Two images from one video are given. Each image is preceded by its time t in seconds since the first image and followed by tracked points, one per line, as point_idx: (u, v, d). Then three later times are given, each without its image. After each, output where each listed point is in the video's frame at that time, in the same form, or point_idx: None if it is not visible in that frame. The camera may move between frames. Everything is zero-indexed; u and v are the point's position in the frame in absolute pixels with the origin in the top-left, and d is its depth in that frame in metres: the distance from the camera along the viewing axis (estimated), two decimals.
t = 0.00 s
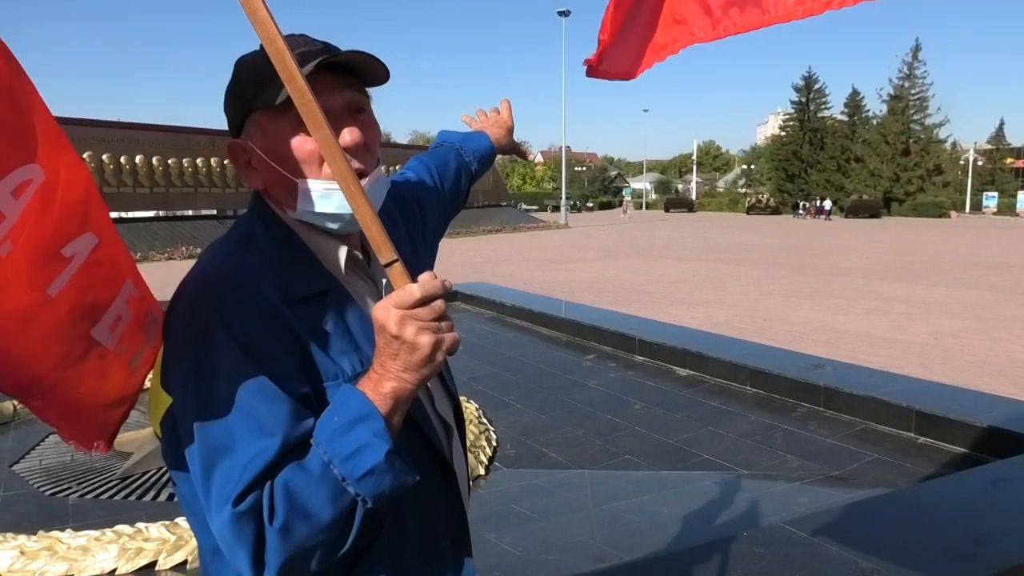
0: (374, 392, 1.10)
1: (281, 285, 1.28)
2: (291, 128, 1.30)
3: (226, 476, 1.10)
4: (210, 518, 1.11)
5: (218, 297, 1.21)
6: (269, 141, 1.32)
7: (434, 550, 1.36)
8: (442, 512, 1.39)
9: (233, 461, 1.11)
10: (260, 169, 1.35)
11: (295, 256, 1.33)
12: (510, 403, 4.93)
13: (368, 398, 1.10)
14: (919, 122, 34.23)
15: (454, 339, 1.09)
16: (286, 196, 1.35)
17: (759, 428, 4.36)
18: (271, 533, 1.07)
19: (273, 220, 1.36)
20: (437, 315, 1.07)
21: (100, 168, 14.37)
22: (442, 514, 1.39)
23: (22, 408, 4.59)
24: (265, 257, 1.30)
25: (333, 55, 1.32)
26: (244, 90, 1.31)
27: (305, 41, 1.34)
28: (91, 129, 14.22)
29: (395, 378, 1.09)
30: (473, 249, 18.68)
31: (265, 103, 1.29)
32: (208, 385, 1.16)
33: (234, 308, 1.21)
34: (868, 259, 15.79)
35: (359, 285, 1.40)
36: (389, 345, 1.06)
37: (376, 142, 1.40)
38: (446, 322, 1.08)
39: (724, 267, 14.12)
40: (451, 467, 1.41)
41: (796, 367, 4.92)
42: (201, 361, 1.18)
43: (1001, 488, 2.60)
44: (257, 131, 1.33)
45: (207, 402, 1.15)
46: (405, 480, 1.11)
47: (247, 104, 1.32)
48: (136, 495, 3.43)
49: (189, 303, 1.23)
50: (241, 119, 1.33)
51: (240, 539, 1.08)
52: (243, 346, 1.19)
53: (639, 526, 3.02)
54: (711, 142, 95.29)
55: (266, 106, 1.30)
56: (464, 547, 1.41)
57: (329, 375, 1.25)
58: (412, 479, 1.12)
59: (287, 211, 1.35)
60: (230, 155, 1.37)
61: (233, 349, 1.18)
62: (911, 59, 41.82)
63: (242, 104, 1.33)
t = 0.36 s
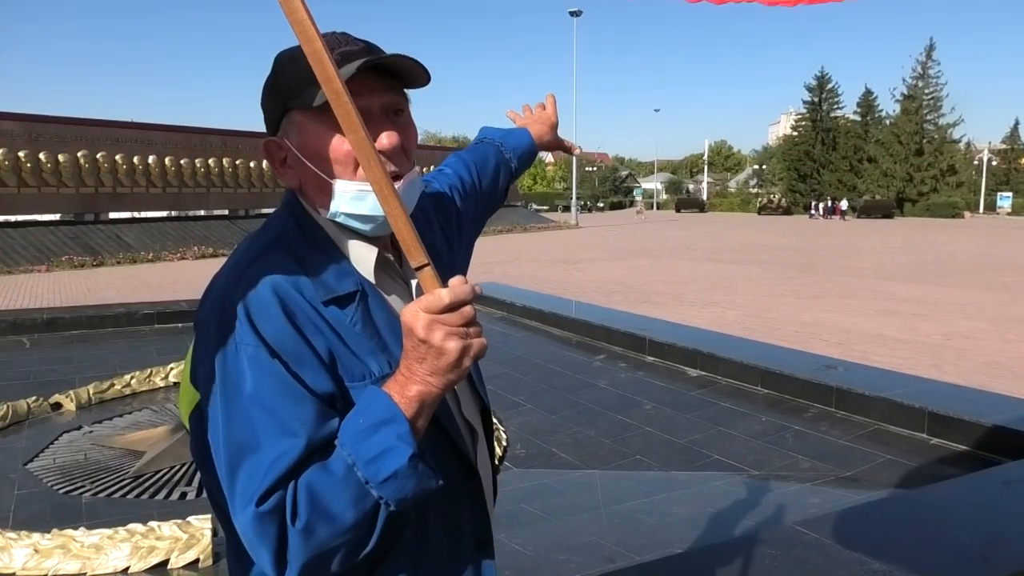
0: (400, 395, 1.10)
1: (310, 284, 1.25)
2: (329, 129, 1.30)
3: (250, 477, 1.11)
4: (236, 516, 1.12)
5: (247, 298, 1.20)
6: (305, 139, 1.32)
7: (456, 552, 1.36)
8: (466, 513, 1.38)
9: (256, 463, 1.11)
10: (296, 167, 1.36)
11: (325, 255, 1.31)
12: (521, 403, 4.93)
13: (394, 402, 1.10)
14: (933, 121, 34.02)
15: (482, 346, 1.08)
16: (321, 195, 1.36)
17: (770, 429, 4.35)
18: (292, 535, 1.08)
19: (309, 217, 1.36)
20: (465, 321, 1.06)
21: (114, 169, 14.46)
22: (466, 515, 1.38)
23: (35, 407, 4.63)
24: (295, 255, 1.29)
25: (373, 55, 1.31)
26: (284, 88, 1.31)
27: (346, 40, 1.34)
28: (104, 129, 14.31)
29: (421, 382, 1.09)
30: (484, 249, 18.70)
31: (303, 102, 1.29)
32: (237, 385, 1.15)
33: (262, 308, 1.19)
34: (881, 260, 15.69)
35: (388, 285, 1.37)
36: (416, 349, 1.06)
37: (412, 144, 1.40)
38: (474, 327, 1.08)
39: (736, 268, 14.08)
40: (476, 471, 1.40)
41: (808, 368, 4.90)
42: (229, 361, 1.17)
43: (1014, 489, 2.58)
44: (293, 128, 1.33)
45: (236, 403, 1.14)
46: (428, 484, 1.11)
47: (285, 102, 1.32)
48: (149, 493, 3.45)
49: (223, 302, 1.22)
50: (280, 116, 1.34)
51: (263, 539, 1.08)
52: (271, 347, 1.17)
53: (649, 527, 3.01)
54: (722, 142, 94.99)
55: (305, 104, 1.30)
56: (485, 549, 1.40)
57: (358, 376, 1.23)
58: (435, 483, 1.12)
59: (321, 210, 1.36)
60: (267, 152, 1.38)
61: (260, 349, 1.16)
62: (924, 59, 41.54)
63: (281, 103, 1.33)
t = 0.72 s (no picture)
0: (396, 402, 1.09)
1: (306, 286, 1.25)
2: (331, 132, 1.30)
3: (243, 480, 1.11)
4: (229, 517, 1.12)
5: (240, 298, 1.20)
6: (305, 144, 1.32)
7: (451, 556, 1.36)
8: (461, 516, 1.38)
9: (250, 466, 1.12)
10: (296, 171, 1.35)
11: (324, 256, 1.31)
12: (520, 405, 4.93)
13: (388, 408, 1.09)
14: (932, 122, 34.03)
15: (480, 354, 1.07)
16: (319, 199, 1.35)
17: (770, 430, 4.34)
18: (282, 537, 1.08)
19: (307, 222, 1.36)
20: (463, 330, 1.05)
21: (114, 170, 14.45)
22: (461, 521, 1.38)
23: (34, 409, 4.62)
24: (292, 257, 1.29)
25: (375, 61, 1.31)
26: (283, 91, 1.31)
27: (348, 44, 1.34)
28: (104, 131, 14.31)
29: (416, 390, 1.08)
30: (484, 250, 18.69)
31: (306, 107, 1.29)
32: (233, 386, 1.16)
33: (256, 310, 1.20)
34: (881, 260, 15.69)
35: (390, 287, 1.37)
36: (413, 358, 1.05)
37: (412, 149, 1.41)
38: (471, 336, 1.06)
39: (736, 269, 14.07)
40: (473, 476, 1.40)
41: (808, 369, 4.90)
42: (223, 363, 1.17)
43: (1014, 490, 2.58)
44: (293, 132, 1.33)
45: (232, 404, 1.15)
46: (422, 492, 1.10)
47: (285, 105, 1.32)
48: (149, 495, 3.44)
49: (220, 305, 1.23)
50: (279, 120, 1.34)
51: (254, 541, 1.09)
52: (266, 349, 1.18)
53: (649, 528, 3.01)
54: (722, 142, 94.82)
55: (306, 109, 1.30)
56: (481, 555, 1.40)
57: (355, 378, 1.23)
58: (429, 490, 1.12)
59: (319, 215, 1.35)
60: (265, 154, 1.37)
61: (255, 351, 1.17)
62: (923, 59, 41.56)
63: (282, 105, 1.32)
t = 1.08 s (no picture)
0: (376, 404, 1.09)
1: (287, 288, 1.23)
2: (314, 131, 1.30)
3: (218, 485, 1.11)
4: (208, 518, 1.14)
5: (220, 303, 1.20)
6: (288, 143, 1.31)
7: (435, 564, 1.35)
8: (443, 522, 1.37)
9: (224, 470, 1.12)
10: (280, 171, 1.35)
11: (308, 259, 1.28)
12: (516, 406, 4.93)
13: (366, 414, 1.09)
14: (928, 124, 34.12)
15: (459, 356, 1.05)
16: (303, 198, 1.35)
17: (765, 430, 4.35)
18: (257, 544, 1.10)
19: (293, 225, 1.34)
20: (442, 331, 1.02)
21: (110, 171, 14.43)
22: (444, 526, 1.38)
23: (30, 410, 4.61)
24: (275, 259, 1.27)
25: (357, 57, 1.30)
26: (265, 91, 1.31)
27: (330, 41, 1.33)
28: (101, 132, 14.29)
29: (396, 393, 1.08)
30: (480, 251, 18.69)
31: (288, 106, 1.27)
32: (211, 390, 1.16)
33: (233, 314, 1.18)
34: (877, 262, 15.72)
35: (377, 290, 1.37)
36: (393, 359, 1.05)
37: (399, 147, 1.41)
38: (452, 338, 1.05)
39: (732, 270, 14.09)
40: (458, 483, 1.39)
41: (803, 370, 4.91)
42: (204, 367, 1.18)
43: (1009, 490, 2.59)
44: (276, 131, 1.32)
45: (210, 408, 1.15)
46: (398, 498, 1.10)
47: (268, 104, 1.31)
48: (145, 496, 3.44)
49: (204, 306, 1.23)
50: (263, 120, 1.33)
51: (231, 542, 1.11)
52: (243, 353, 1.17)
53: (645, 528, 3.02)
54: (718, 144, 95.01)
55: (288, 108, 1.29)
56: (463, 558, 1.41)
57: (336, 380, 1.20)
58: (406, 494, 1.12)
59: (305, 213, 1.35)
60: (252, 153, 1.37)
61: (232, 356, 1.16)
62: (920, 61, 41.61)
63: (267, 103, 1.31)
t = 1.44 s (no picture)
0: (331, 436, 1.10)
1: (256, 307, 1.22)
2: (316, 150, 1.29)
3: (167, 498, 1.12)
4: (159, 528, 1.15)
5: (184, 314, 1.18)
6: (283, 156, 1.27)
7: None
8: (409, 552, 1.32)
9: (176, 484, 1.12)
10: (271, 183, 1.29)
11: (286, 273, 1.27)
12: (511, 407, 4.93)
13: (319, 444, 1.09)
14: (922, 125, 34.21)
15: (417, 394, 1.04)
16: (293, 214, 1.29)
17: (760, 431, 4.36)
18: (200, 562, 1.12)
19: (276, 234, 1.33)
20: (399, 368, 1.03)
21: (103, 172, 14.40)
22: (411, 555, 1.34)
23: (23, 412, 4.60)
24: (251, 270, 1.26)
25: (366, 79, 1.29)
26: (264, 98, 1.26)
27: (337, 54, 1.31)
28: (95, 132, 14.27)
29: (350, 427, 1.08)
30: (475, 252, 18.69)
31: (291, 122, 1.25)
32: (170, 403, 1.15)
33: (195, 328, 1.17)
34: (871, 262, 15.75)
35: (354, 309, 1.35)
36: (347, 395, 1.05)
37: (398, 170, 1.40)
38: (409, 375, 1.05)
39: (728, 271, 14.12)
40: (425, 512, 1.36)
41: (798, 370, 4.91)
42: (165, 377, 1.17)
43: (1000, 490, 2.60)
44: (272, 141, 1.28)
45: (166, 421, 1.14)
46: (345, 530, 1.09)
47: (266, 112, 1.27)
48: (138, 497, 3.44)
49: (168, 312, 1.22)
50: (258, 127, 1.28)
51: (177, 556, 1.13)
52: (204, 369, 1.16)
53: (639, 529, 3.02)
54: (713, 145, 95.18)
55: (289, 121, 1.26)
56: None
57: (298, 403, 1.20)
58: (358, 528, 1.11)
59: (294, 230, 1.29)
60: (243, 160, 1.30)
61: (193, 370, 1.15)
62: (914, 62, 41.72)
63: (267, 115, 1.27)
